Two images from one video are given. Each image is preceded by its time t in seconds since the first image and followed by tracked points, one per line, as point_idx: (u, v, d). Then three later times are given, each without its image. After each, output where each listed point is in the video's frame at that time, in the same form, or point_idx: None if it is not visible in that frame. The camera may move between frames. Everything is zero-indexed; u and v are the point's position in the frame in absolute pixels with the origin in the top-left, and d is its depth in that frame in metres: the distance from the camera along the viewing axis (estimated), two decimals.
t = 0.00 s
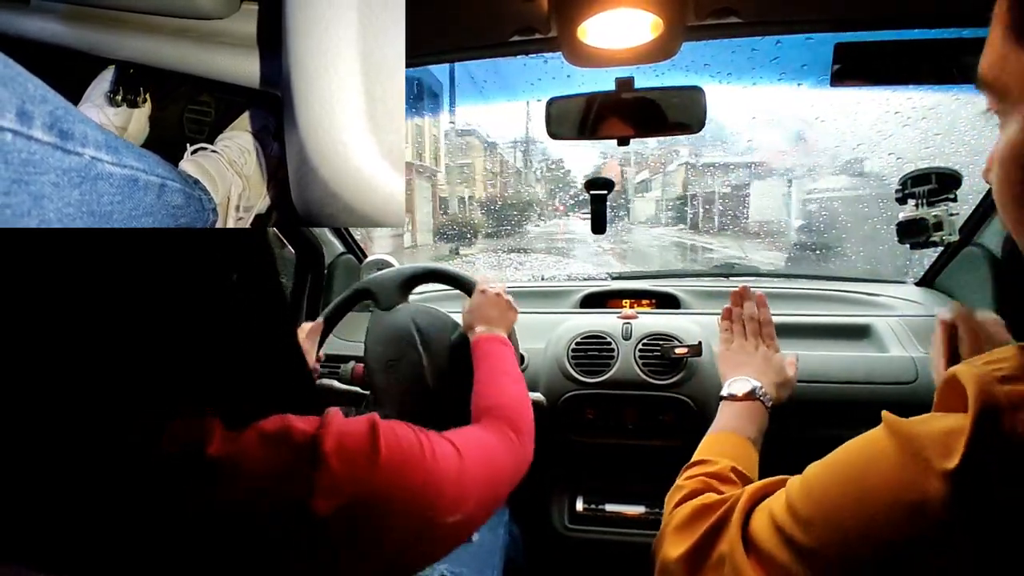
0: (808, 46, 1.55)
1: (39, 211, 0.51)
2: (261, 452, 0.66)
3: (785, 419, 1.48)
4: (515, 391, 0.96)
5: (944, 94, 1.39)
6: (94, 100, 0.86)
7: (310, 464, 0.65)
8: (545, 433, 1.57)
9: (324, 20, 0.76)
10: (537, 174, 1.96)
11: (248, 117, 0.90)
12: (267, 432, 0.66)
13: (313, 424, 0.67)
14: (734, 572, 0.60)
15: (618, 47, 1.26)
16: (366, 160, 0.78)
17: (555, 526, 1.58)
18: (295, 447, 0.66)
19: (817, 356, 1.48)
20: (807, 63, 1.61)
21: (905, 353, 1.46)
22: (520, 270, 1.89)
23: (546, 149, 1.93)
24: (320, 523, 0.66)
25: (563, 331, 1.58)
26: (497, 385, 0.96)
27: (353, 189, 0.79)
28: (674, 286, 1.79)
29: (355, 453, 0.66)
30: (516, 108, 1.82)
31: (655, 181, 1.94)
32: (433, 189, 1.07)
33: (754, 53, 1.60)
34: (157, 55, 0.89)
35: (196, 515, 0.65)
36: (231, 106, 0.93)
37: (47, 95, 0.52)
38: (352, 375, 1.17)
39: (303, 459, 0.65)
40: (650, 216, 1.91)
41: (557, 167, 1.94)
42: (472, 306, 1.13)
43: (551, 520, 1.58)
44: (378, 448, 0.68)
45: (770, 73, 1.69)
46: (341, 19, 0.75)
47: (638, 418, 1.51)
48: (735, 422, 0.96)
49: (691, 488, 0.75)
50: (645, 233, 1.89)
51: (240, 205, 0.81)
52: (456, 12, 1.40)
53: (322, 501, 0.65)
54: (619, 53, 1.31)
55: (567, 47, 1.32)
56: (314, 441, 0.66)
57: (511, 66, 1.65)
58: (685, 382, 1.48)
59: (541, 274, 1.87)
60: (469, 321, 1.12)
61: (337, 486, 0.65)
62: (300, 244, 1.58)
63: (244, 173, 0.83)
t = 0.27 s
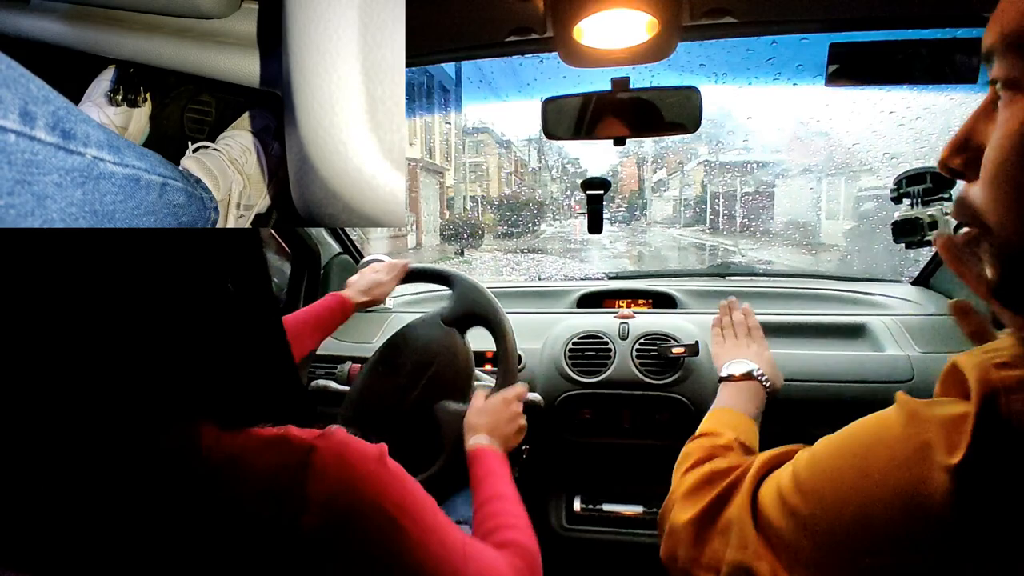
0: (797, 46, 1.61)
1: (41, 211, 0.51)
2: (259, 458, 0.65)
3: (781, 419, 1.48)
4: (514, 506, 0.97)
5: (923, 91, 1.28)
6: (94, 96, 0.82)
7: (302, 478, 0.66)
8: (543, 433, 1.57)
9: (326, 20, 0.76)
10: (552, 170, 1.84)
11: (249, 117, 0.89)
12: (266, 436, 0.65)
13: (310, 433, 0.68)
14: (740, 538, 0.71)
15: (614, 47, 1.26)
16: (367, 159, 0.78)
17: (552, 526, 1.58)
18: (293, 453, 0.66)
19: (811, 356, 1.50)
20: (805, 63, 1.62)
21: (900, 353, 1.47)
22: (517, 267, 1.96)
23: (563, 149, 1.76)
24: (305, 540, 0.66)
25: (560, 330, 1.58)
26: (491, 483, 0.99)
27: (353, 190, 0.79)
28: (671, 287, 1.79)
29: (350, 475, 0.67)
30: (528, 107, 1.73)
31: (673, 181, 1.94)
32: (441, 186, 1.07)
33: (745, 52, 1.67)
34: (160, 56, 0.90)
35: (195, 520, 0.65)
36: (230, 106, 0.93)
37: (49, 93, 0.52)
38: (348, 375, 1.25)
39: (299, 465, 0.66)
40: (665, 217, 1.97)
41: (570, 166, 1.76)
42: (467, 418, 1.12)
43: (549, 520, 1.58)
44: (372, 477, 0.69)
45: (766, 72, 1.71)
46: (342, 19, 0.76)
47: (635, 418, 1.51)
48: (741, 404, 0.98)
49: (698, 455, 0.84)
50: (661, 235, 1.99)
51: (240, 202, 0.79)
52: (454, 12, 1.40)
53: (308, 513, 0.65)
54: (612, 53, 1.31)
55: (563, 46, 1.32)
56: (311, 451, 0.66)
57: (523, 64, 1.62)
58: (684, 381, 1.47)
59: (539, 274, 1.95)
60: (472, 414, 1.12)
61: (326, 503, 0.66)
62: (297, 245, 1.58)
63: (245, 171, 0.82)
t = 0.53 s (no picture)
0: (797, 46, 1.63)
1: (44, 211, 0.51)
2: (268, 458, 0.59)
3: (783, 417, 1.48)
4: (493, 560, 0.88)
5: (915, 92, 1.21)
6: (95, 97, 0.83)
7: (309, 474, 0.59)
8: (545, 433, 1.57)
9: (325, 20, 0.77)
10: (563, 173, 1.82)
11: (249, 117, 0.90)
12: (281, 434, 0.61)
13: (325, 432, 0.62)
14: None
15: (615, 47, 1.26)
16: (366, 159, 0.78)
17: (554, 524, 1.59)
18: (300, 452, 0.60)
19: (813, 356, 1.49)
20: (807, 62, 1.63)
21: (903, 352, 1.47)
22: (520, 267, 1.96)
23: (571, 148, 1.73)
24: (307, 541, 0.58)
25: (562, 330, 1.59)
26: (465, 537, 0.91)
27: (354, 190, 0.81)
28: (674, 288, 1.79)
29: (359, 475, 0.60)
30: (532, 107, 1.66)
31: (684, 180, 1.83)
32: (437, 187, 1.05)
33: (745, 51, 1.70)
34: (160, 55, 0.91)
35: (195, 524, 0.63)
36: (230, 106, 0.94)
37: (52, 95, 0.53)
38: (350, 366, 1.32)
39: (305, 466, 0.59)
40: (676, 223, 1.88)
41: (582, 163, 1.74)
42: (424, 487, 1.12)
43: (551, 519, 1.59)
44: (381, 479, 0.62)
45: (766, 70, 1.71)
46: (341, 20, 0.77)
47: (638, 417, 1.51)
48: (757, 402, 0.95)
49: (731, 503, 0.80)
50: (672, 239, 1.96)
51: (240, 201, 0.81)
52: (455, 11, 1.42)
53: (313, 512, 0.58)
54: (608, 52, 1.30)
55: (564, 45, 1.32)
56: (320, 454, 0.59)
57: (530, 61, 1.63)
58: (687, 380, 1.48)
59: (543, 274, 1.99)
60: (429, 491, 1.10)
61: (331, 503, 0.58)
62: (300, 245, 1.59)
63: (245, 170, 0.84)
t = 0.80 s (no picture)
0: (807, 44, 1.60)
1: (43, 210, 0.52)
2: (261, 455, 0.60)
3: (790, 420, 1.47)
4: (504, 528, 0.89)
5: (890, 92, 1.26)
6: (93, 99, 0.82)
7: (309, 474, 0.61)
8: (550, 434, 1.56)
9: (325, 19, 0.78)
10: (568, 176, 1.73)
11: (248, 116, 0.90)
12: (278, 436, 0.61)
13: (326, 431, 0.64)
14: None
15: (623, 47, 1.25)
16: (366, 159, 0.79)
17: (558, 525, 1.58)
18: (300, 451, 0.61)
19: (820, 358, 1.48)
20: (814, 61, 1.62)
21: (911, 354, 1.46)
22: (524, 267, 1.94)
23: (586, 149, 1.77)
24: (307, 542, 0.60)
25: (567, 331, 1.58)
26: (485, 503, 0.94)
27: (353, 190, 0.80)
28: (680, 287, 1.78)
29: (358, 476, 0.63)
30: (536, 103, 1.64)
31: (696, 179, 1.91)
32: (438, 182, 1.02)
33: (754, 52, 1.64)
34: (159, 55, 0.91)
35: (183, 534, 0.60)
36: (230, 105, 0.94)
37: (51, 94, 0.54)
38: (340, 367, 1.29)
39: (304, 466, 0.61)
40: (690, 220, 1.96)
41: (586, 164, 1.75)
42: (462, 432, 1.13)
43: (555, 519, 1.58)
44: (380, 479, 0.65)
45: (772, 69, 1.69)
46: (341, 20, 0.78)
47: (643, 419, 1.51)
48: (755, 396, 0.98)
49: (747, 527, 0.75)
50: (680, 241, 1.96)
51: (240, 202, 0.79)
52: (460, 11, 1.41)
53: (311, 515, 0.60)
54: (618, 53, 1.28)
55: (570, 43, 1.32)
56: (318, 456, 0.61)
57: (533, 60, 1.64)
58: (693, 381, 1.46)
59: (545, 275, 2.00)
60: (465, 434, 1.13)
61: (330, 502, 0.61)
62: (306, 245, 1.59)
63: (244, 169, 0.83)
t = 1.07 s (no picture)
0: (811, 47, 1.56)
1: (42, 210, 0.51)
2: (262, 456, 0.61)
3: (790, 420, 1.46)
4: (533, 482, 0.97)
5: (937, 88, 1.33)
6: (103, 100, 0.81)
7: (313, 473, 0.62)
8: (550, 434, 1.56)
9: (324, 18, 0.77)
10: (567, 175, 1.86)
11: (247, 116, 0.90)
12: (280, 437, 0.63)
13: (327, 432, 0.66)
14: None
15: (623, 46, 1.25)
16: (366, 159, 0.78)
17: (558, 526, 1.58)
18: (304, 451, 0.63)
19: (820, 358, 1.48)
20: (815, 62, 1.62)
21: (911, 354, 1.46)
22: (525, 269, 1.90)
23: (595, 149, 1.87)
24: (310, 541, 0.61)
25: (567, 330, 1.58)
26: (520, 466, 0.99)
27: (354, 190, 0.80)
28: (680, 286, 1.78)
29: (361, 475, 0.64)
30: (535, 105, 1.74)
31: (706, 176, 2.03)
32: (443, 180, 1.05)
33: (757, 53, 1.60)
34: (158, 53, 0.91)
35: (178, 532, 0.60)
36: (229, 105, 0.94)
37: (49, 93, 0.53)
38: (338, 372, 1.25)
39: (308, 465, 0.62)
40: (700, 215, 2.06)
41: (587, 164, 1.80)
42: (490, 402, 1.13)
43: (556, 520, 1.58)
44: (384, 478, 0.66)
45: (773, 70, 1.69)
46: (340, 19, 0.77)
47: (642, 418, 1.50)
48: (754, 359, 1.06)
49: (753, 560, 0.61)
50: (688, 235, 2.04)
51: (240, 200, 0.80)
52: (460, 12, 1.40)
53: (317, 514, 0.61)
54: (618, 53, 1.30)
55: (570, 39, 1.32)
56: (322, 453, 0.63)
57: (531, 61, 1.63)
58: (692, 381, 1.47)
59: (547, 273, 1.90)
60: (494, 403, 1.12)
61: (334, 502, 0.61)
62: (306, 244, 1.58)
63: (244, 169, 0.83)
